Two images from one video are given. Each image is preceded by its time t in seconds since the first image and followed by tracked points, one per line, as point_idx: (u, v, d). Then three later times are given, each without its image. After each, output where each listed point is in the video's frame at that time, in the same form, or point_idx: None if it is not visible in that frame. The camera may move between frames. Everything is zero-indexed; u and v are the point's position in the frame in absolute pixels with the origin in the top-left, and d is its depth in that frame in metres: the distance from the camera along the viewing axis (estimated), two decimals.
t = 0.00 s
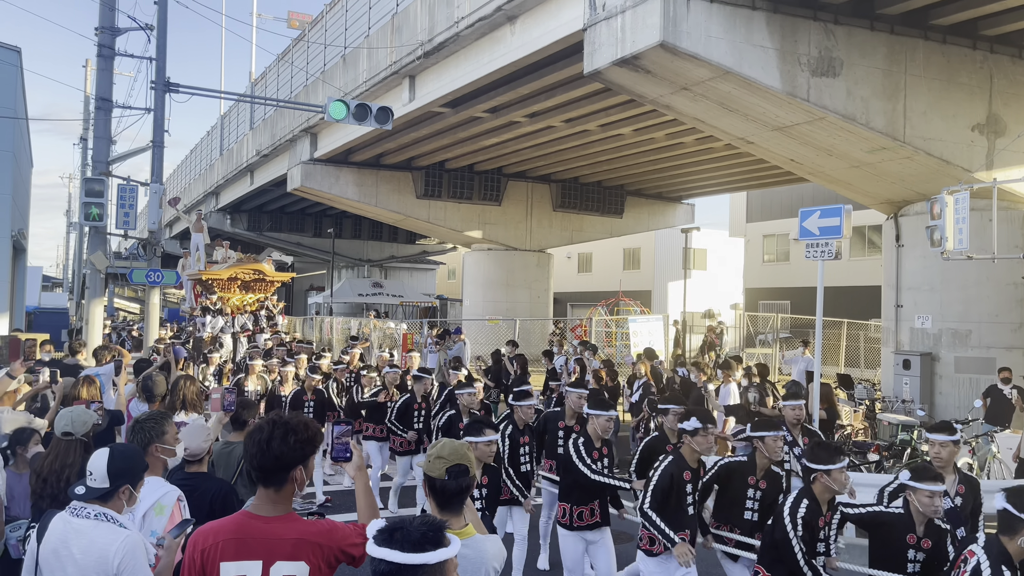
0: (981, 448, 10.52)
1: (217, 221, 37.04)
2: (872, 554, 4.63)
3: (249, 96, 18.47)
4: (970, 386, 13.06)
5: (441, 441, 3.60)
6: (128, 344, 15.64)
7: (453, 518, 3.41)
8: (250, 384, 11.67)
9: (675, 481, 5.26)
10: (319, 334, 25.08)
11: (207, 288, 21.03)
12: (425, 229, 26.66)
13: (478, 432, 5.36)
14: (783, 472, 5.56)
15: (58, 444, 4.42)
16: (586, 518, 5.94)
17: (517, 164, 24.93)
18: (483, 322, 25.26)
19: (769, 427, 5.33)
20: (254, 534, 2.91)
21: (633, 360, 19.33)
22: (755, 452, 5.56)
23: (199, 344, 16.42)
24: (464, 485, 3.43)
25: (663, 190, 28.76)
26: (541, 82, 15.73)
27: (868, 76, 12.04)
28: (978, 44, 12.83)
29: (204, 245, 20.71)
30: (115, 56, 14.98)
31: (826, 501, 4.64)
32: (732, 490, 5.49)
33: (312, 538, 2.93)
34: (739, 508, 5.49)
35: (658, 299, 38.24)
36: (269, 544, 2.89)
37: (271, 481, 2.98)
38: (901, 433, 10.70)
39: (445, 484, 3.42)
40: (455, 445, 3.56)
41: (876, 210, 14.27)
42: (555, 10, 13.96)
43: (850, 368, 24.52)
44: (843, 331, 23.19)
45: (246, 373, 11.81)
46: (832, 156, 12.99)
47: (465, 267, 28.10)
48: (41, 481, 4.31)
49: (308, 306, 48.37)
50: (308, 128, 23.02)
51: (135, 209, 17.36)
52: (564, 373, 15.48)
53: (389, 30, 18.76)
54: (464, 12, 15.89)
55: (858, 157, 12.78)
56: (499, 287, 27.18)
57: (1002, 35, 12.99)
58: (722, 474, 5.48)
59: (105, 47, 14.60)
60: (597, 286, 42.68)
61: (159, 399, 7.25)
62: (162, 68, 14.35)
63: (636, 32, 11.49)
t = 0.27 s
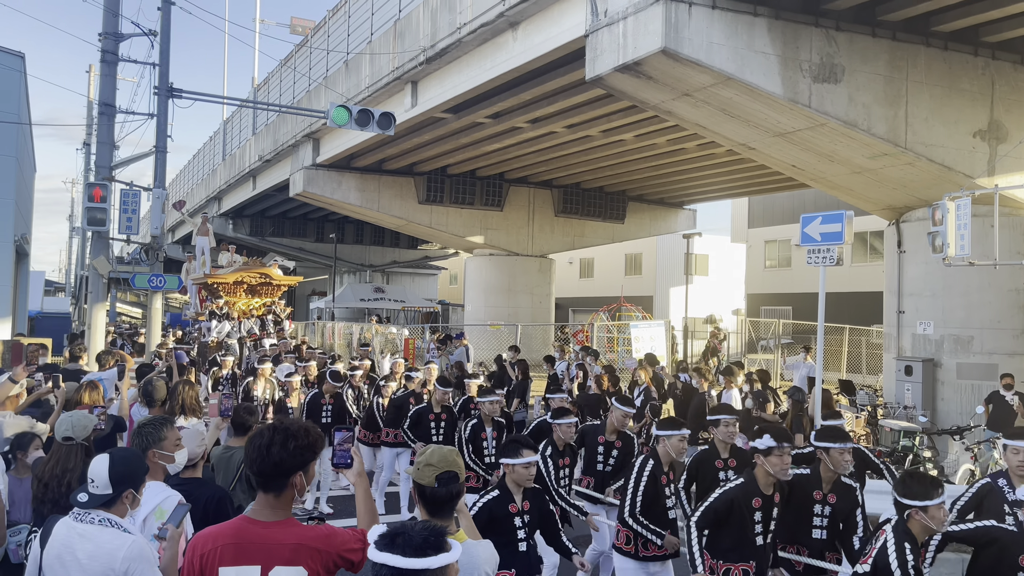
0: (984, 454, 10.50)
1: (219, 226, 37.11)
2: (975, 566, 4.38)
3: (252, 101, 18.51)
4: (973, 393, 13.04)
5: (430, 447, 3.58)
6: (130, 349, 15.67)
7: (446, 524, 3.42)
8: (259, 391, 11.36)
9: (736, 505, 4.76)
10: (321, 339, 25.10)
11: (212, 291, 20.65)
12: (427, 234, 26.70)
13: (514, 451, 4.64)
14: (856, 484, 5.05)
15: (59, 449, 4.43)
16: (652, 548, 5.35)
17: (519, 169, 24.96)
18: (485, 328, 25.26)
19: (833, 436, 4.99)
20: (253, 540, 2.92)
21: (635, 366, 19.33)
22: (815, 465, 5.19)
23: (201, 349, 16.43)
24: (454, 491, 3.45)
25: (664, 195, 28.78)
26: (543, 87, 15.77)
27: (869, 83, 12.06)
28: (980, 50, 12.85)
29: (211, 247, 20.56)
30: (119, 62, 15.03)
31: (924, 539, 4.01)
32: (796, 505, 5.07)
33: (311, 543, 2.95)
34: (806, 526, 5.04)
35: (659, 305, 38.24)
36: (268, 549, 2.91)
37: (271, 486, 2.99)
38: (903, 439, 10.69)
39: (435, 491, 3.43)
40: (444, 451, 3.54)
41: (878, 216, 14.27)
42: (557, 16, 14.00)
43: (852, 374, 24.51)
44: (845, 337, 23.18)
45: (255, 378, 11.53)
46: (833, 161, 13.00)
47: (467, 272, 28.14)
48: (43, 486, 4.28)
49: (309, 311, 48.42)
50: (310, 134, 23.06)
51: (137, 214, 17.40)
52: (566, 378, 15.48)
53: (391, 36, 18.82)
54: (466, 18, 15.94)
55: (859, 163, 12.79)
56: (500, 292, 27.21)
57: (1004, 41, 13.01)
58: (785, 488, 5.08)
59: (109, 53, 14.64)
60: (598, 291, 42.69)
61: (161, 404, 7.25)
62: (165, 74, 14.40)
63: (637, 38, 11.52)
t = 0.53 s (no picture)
0: (983, 460, 10.50)
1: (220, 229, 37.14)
2: None
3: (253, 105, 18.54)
4: (973, 399, 13.04)
5: (415, 452, 3.50)
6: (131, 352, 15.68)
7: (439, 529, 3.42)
8: (271, 402, 10.90)
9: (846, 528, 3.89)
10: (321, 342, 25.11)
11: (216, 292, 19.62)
12: (428, 238, 26.71)
13: (566, 456, 4.34)
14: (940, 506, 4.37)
15: (57, 452, 4.43)
16: (711, 562, 5.03)
17: (520, 173, 24.98)
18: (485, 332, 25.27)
19: (929, 451, 4.22)
20: (250, 542, 2.93)
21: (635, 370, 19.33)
22: (905, 484, 4.42)
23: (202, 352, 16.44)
24: (440, 496, 3.39)
25: (665, 200, 28.82)
26: (544, 92, 15.80)
27: (869, 88, 12.08)
28: (980, 56, 12.87)
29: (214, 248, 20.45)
30: (121, 65, 15.06)
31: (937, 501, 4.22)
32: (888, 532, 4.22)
33: (308, 546, 2.96)
34: (893, 558, 4.20)
35: (660, 310, 38.26)
36: (265, 552, 2.91)
37: (269, 489, 3.00)
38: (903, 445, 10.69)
39: (422, 497, 3.36)
40: (431, 456, 3.45)
41: (879, 221, 14.28)
42: (558, 21, 14.03)
43: (852, 379, 24.50)
44: (845, 342, 23.17)
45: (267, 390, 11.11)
46: (834, 167, 13.01)
47: (468, 276, 28.16)
48: (42, 488, 4.30)
49: (310, 314, 48.44)
50: (312, 137, 23.09)
51: (139, 218, 17.43)
52: (566, 382, 15.49)
53: (393, 40, 18.86)
54: (467, 23, 15.97)
55: (859, 168, 12.81)
56: (501, 296, 27.23)
57: (1004, 47, 13.03)
58: (873, 510, 4.24)
59: (111, 56, 14.69)
60: (599, 296, 42.71)
61: (161, 408, 7.26)
62: (167, 77, 14.44)
63: (638, 44, 11.54)
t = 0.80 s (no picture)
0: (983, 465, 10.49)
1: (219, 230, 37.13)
2: None
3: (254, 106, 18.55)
4: (972, 404, 13.05)
5: (404, 455, 3.48)
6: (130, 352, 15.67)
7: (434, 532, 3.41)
8: (277, 404, 10.54)
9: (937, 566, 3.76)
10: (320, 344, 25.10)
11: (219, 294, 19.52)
12: (428, 241, 26.71)
13: (658, 498, 3.86)
14: None
15: (54, 452, 4.42)
16: None
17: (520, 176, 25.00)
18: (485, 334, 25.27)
19: None
20: (249, 543, 2.94)
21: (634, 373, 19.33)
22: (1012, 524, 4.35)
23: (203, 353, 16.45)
24: (429, 500, 3.38)
25: (665, 204, 28.83)
26: (545, 95, 15.81)
27: (870, 93, 12.10)
28: (980, 62, 12.90)
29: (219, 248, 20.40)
30: (122, 66, 15.08)
31: None
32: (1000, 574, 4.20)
33: (307, 547, 2.96)
34: None
35: (659, 313, 38.27)
36: (263, 553, 2.92)
37: (269, 490, 3.00)
38: (902, 449, 10.70)
39: (409, 500, 3.35)
40: (419, 459, 3.44)
41: (878, 226, 14.29)
42: (559, 24, 14.05)
43: (851, 384, 24.51)
44: (844, 346, 23.18)
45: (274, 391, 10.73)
46: (834, 171, 13.03)
47: (467, 278, 28.16)
48: (39, 488, 4.31)
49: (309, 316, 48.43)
50: (312, 139, 23.10)
51: (139, 219, 17.42)
52: (565, 385, 15.49)
53: (394, 43, 18.88)
54: (468, 26, 15.99)
55: (859, 172, 12.82)
56: (500, 299, 27.24)
57: (1004, 53, 13.07)
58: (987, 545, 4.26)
59: (113, 57, 14.71)
60: (599, 299, 42.70)
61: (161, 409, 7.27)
62: (168, 79, 14.45)
63: (639, 47, 11.56)
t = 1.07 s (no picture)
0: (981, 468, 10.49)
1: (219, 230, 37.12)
2: None
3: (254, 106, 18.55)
4: (971, 406, 13.06)
5: (399, 455, 3.49)
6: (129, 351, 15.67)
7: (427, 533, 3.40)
8: (288, 407, 10.58)
9: None
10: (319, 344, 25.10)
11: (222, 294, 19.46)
12: (427, 241, 26.70)
13: (744, 511, 3.47)
14: None
15: (52, 450, 4.45)
16: None
17: (520, 177, 25.01)
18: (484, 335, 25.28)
19: None
20: (246, 542, 2.94)
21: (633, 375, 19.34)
22: None
23: (204, 352, 16.48)
24: (423, 501, 3.38)
25: (665, 205, 28.84)
26: (545, 96, 15.83)
27: (869, 96, 12.12)
28: (980, 65, 12.91)
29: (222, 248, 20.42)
30: (122, 66, 15.09)
31: None
32: None
33: (305, 546, 2.97)
34: None
35: (658, 315, 38.29)
36: (261, 552, 2.92)
37: (268, 489, 3.01)
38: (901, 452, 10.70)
39: (403, 501, 3.35)
40: (414, 460, 3.45)
41: (878, 228, 14.30)
42: (560, 26, 14.06)
43: (850, 386, 24.53)
44: (843, 349, 23.20)
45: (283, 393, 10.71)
46: (833, 173, 13.04)
47: (467, 279, 28.15)
48: (37, 487, 4.29)
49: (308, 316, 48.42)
50: (313, 139, 23.11)
51: (139, 218, 17.43)
52: (565, 386, 15.48)
53: (394, 43, 18.89)
54: (469, 26, 15.99)
55: (859, 175, 12.84)
56: (500, 299, 27.25)
57: (1004, 57, 13.09)
58: None
59: (113, 56, 14.72)
60: (598, 300, 42.72)
61: (160, 407, 7.28)
62: (168, 78, 14.45)
63: (639, 49, 11.57)
